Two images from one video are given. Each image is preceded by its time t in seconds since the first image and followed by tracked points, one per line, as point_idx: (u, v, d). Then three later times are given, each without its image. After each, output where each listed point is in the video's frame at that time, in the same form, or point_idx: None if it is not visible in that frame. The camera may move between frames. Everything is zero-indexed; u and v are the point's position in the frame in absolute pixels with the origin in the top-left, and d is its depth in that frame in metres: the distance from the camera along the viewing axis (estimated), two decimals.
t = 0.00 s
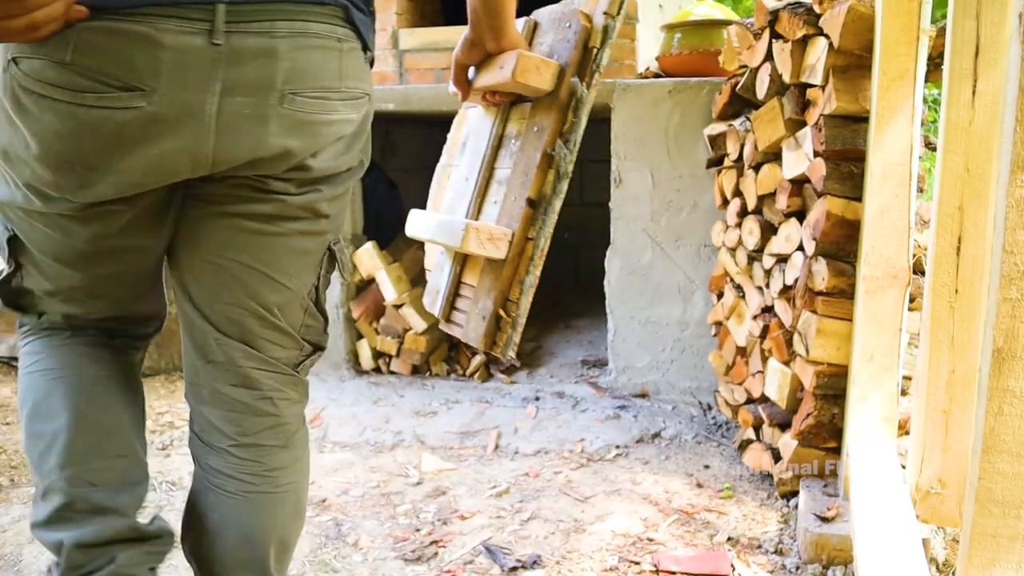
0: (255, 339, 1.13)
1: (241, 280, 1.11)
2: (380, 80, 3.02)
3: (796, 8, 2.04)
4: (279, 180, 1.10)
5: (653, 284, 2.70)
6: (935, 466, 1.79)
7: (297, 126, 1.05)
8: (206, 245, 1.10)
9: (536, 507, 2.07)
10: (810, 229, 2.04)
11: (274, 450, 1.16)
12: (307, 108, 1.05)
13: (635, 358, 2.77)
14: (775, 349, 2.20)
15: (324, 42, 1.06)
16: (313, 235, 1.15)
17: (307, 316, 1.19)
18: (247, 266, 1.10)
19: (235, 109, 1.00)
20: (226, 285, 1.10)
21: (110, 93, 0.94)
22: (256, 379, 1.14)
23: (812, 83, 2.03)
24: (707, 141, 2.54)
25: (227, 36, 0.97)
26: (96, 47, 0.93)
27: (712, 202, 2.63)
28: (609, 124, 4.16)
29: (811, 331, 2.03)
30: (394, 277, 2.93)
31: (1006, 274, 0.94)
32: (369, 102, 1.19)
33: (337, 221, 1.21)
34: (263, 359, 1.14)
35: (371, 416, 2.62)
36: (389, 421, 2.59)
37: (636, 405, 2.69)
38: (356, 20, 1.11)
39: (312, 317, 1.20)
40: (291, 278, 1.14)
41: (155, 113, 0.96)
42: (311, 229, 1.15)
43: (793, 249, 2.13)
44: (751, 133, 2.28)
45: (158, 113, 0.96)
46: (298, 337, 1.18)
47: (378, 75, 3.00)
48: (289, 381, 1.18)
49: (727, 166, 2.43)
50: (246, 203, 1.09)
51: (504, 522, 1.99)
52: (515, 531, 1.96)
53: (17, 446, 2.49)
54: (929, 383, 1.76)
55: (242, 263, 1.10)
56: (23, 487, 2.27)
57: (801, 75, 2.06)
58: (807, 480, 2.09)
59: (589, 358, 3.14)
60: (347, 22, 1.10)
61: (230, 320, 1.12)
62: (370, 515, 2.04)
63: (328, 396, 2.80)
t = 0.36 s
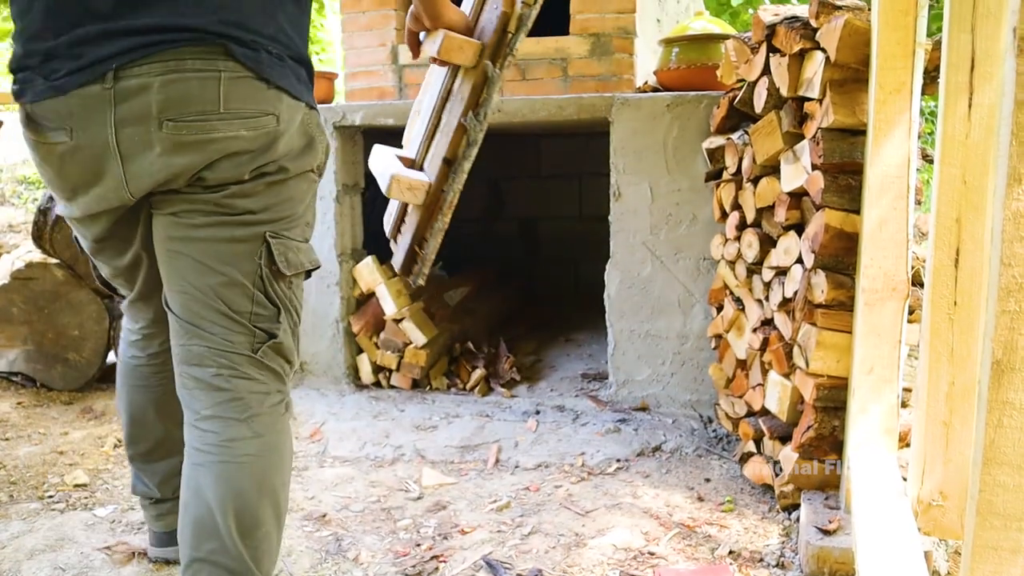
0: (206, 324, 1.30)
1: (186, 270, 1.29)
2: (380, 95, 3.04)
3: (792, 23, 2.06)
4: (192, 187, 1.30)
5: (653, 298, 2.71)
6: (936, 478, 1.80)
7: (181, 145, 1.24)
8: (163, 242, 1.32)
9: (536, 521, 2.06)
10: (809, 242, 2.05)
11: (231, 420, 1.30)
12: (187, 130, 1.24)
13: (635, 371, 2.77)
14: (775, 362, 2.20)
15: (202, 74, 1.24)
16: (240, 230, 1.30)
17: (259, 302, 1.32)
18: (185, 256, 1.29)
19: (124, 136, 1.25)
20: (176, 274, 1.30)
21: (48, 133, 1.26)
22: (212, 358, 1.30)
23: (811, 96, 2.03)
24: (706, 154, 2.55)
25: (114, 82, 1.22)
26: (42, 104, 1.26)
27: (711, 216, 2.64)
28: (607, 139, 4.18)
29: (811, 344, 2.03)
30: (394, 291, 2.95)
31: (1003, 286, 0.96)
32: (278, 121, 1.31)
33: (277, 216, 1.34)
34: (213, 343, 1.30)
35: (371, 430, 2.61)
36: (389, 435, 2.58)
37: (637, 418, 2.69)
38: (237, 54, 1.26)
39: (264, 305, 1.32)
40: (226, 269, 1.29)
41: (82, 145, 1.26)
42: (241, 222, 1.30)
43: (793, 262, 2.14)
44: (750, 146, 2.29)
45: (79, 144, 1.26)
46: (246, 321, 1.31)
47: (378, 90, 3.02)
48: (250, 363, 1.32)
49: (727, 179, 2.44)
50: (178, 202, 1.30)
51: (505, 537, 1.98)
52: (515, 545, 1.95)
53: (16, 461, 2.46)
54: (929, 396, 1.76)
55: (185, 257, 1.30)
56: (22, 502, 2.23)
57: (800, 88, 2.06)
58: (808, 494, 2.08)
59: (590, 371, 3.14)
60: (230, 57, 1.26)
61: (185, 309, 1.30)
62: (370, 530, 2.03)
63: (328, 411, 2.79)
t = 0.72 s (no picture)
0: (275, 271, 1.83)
1: (244, 242, 1.78)
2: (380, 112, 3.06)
3: (789, 39, 2.07)
4: (207, 181, 1.64)
5: (653, 312, 2.71)
6: (938, 493, 1.80)
7: (177, 149, 1.61)
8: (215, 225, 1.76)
9: (537, 537, 2.05)
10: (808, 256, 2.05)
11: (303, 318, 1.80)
12: (179, 138, 1.60)
13: (635, 386, 2.77)
14: (775, 376, 2.21)
15: (182, 93, 1.59)
16: (270, 216, 1.74)
17: (303, 249, 1.80)
18: (240, 235, 1.76)
19: (125, 141, 1.62)
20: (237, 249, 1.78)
21: (93, 140, 1.66)
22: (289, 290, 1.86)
23: (809, 111, 2.04)
24: (705, 169, 2.56)
25: (115, 95, 1.60)
26: (72, 107, 1.66)
27: (711, 230, 2.64)
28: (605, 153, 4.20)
29: (811, 358, 2.03)
30: (394, 307, 2.96)
31: (1002, 300, 1.00)
32: (254, 121, 1.65)
33: (293, 191, 1.74)
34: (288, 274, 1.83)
35: (372, 447, 2.61)
36: (390, 452, 2.58)
37: (637, 433, 2.69)
38: (210, 72, 1.60)
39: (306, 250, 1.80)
40: (270, 236, 1.76)
41: (101, 149, 1.65)
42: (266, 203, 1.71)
43: (792, 276, 2.14)
44: (748, 161, 2.30)
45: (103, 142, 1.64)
46: (300, 266, 1.82)
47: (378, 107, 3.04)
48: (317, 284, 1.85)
49: (727, 194, 2.45)
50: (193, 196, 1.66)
51: (506, 553, 1.97)
52: (517, 562, 1.94)
53: (16, 479, 2.45)
54: (930, 409, 1.76)
55: (243, 243, 1.77)
56: (21, 521, 2.22)
57: (798, 103, 2.07)
58: (811, 509, 2.08)
59: (590, 387, 3.14)
60: (206, 75, 1.60)
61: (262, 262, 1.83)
62: (371, 547, 2.03)
63: (329, 427, 2.78)
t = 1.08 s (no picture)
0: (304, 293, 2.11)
1: (283, 253, 2.05)
2: (380, 124, 3.06)
3: (788, 51, 2.08)
4: (266, 198, 1.94)
5: (653, 323, 2.71)
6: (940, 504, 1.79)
7: (244, 170, 1.90)
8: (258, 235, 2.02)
9: (538, 549, 2.05)
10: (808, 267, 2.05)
11: (332, 346, 2.17)
12: (247, 163, 1.90)
13: (636, 397, 2.76)
14: (776, 388, 2.20)
15: (251, 125, 1.89)
16: (313, 230, 2.02)
17: (332, 270, 2.10)
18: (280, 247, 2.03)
19: (199, 160, 1.90)
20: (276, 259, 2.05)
21: (170, 157, 1.93)
22: (312, 315, 2.16)
23: (808, 123, 2.05)
24: (704, 181, 2.57)
25: (194, 122, 1.89)
26: (152, 129, 1.95)
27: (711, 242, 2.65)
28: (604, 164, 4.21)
29: (811, 369, 2.03)
30: (394, 318, 2.97)
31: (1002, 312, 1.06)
32: (308, 149, 1.95)
33: (331, 214, 2.04)
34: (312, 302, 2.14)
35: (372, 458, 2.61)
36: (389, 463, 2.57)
37: (638, 444, 2.69)
38: (276, 106, 1.90)
39: (336, 272, 2.10)
40: (308, 251, 2.05)
41: (177, 165, 1.93)
42: (310, 222, 2.01)
43: (792, 287, 2.14)
44: (747, 173, 2.31)
45: (178, 163, 1.92)
46: (326, 287, 2.11)
47: (378, 119, 3.04)
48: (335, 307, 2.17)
49: (726, 206, 2.45)
50: (252, 212, 1.96)
51: (507, 565, 1.97)
52: (517, 573, 1.94)
53: (15, 492, 2.44)
54: (931, 420, 1.76)
55: (287, 253, 2.05)
56: (20, 533, 2.20)
57: (797, 115, 2.08)
58: (811, 520, 2.08)
59: (591, 398, 3.14)
60: (272, 108, 1.90)
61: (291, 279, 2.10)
62: (371, 559, 2.02)
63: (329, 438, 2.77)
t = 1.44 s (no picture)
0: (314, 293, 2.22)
1: (302, 245, 2.21)
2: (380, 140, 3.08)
3: (787, 66, 2.09)
4: (296, 196, 2.17)
5: (654, 337, 2.71)
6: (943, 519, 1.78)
7: (279, 170, 2.15)
8: (288, 232, 2.24)
9: (540, 565, 2.04)
10: (808, 282, 2.05)
11: (335, 355, 2.21)
12: (280, 163, 2.15)
13: (637, 412, 2.76)
14: (777, 403, 2.20)
15: (285, 128, 2.14)
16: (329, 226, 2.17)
17: (341, 270, 2.20)
18: (300, 237, 2.21)
19: (246, 163, 2.22)
20: (294, 250, 2.21)
21: (226, 155, 2.26)
22: (320, 319, 2.24)
23: (807, 138, 2.05)
24: (704, 196, 2.57)
25: (241, 130, 2.20)
26: (215, 132, 2.27)
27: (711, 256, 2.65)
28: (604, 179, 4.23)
29: (812, 384, 2.02)
30: (394, 333, 2.96)
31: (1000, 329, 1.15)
32: (335, 152, 2.15)
33: (347, 214, 2.18)
34: (320, 303, 2.22)
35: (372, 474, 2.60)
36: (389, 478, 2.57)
37: (639, 459, 2.68)
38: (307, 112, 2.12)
39: (344, 273, 2.20)
40: (322, 248, 2.19)
41: (232, 162, 2.25)
42: (327, 217, 2.17)
43: (793, 302, 2.14)
44: (747, 188, 2.32)
45: (232, 166, 2.25)
46: (334, 288, 2.20)
47: (378, 134, 3.06)
48: (341, 314, 2.22)
49: (727, 221, 2.46)
50: (285, 207, 2.20)
51: None
52: None
53: (14, 508, 2.43)
54: (932, 434, 1.75)
55: (304, 246, 2.21)
56: (18, 550, 2.19)
57: (796, 130, 2.08)
58: (813, 535, 2.07)
59: (591, 414, 3.13)
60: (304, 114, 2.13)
61: (307, 278, 2.23)
62: None
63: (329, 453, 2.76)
